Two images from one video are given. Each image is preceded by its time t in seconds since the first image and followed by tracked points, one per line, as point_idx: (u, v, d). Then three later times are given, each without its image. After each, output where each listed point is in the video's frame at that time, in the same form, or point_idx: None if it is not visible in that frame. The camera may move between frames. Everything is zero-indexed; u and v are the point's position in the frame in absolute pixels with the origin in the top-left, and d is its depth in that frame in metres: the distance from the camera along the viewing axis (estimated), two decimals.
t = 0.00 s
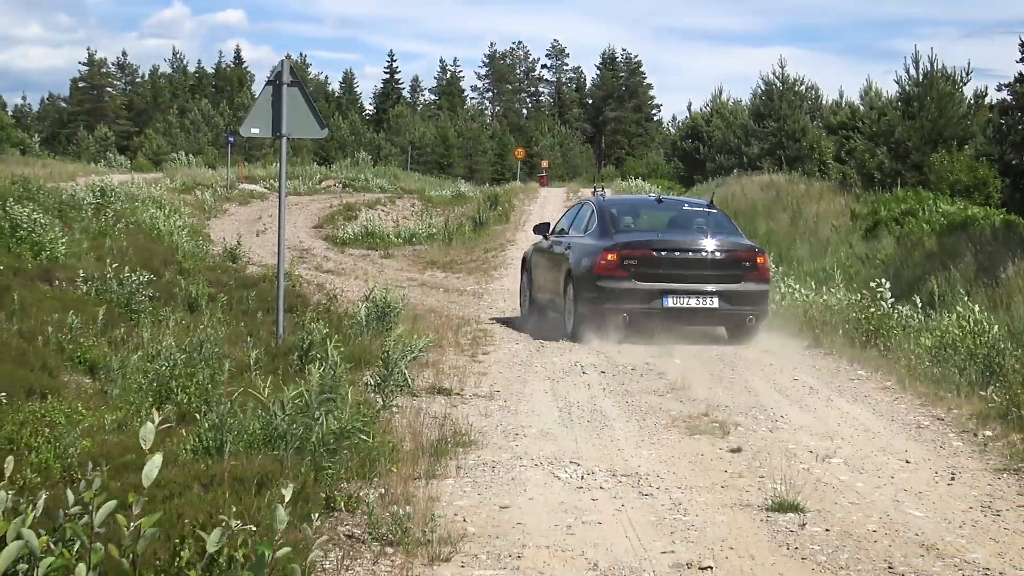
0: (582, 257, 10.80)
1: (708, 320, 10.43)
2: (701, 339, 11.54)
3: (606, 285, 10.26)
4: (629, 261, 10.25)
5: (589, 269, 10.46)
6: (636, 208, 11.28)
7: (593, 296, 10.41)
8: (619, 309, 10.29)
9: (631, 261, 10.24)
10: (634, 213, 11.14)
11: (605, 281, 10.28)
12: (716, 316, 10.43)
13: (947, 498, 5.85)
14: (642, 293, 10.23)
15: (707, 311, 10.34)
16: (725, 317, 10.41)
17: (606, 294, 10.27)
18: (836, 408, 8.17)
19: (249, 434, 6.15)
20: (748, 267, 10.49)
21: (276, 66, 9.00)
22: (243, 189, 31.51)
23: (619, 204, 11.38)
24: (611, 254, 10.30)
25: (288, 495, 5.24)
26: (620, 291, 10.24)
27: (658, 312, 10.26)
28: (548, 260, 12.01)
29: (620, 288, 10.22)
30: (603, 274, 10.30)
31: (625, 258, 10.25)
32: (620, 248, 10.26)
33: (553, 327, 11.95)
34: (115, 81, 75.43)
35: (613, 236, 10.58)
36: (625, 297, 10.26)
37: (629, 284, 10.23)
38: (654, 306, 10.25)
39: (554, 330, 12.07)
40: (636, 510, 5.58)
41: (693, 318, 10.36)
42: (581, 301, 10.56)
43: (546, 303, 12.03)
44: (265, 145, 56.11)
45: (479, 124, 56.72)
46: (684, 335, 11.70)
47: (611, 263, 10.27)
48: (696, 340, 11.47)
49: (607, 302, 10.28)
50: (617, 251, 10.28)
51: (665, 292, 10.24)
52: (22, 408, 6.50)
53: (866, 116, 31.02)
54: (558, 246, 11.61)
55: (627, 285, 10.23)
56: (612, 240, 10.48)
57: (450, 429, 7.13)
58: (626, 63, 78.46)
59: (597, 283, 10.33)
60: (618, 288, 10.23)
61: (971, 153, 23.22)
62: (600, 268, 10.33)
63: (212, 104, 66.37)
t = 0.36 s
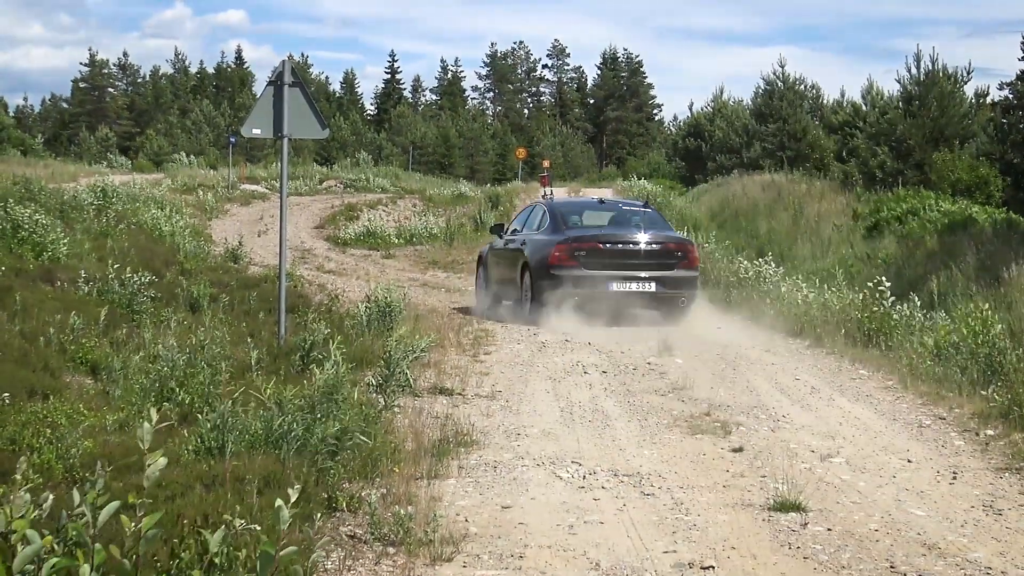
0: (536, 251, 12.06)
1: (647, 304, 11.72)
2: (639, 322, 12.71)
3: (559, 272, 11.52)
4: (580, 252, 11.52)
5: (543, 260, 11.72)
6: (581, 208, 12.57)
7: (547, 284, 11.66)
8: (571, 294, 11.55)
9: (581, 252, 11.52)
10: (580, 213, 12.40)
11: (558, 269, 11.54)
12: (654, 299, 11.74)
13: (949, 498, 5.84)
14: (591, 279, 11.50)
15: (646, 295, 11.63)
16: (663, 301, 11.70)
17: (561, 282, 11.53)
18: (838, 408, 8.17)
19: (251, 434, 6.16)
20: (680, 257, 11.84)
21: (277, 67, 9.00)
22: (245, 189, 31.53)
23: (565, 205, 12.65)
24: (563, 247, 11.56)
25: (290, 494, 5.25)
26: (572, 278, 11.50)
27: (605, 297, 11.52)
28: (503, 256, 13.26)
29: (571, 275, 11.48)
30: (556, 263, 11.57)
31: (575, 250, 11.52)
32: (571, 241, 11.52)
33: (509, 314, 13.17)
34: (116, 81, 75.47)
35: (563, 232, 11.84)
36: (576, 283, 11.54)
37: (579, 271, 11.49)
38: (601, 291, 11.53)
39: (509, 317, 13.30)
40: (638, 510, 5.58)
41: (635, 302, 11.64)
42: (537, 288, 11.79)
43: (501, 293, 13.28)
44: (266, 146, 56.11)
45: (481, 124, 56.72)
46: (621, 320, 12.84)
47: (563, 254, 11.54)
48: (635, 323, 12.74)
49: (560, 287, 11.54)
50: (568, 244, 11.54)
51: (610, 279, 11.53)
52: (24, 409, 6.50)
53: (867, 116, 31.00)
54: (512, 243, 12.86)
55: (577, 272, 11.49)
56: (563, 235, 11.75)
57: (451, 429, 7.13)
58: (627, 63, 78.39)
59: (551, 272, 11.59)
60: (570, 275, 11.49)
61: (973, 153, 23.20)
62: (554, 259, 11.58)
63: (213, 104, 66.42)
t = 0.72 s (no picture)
0: (490, 252, 14.01)
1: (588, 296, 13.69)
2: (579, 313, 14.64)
3: (513, 270, 13.45)
4: (529, 252, 13.49)
5: (497, 260, 13.64)
6: (526, 216, 14.63)
7: (501, 280, 13.58)
8: (522, 289, 13.47)
9: (530, 252, 13.50)
10: (525, 220, 14.48)
11: (511, 267, 13.47)
12: (593, 292, 13.70)
13: (950, 500, 5.84)
14: (539, 276, 13.45)
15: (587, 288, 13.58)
16: (600, 293, 13.66)
17: (513, 277, 13.44)
18: (838, 410, 8.16)
19: (252, 436, 6.15)
20: (612, 255, 13.89)
21: (278, 69, 9.00)
22: (245, 192, 31.52)
23: (512, 213, 14.70)
24: (515, 248, 13.53)
25: (290, 497, 5.25)
26: (523, 275, 13.44)
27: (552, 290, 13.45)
28: (458, 256, 15.12)
29: (523, 272, 13.42)
30: (509, 262, 13.51)
31: (524, 250, 13.48)
32: (522, 243, 13.51)
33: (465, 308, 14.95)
34: (116, 83, 75.51)
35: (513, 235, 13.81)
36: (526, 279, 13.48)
37: (529, 269, 13.45)
38: (547, 286, 13.49)
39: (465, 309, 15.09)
40: (638, 512, 5.58)
41: (577, 294, 13.59)
42: (493, 283, 13.67)
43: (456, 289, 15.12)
44: (267, 148, 56.11)
45: (481, 126, 56.72)
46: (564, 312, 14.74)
47: (514, 254, 13.49)
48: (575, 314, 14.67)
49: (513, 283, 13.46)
50: (519, 246, 13.49)
51: (554, 275, 13.48)
52: (25, 411, 6.51)
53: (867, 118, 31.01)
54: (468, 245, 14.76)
55: (527, 270, 13.45)
56: (514, 238, 13.71)
57: (452, 431, 7.13)
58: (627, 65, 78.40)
59: (505, 270, 13.52)
60: (521, 272, 13.43)
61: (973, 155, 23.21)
62: (506, 259, 13.53)
63: (214, 106, 66.42)
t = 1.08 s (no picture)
0: (434, 252, 15.44)
1: (523, 289, 15.18)
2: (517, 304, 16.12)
3: (456, 269, 14.86)
4: (470, 252, 14.95)
5: (442, 259, 15.05)
6: (465, 218, 16.05)
7: (446, 277, 15.03)
8: (465, 285, 14.93)
9: (471, 252, 14.94)
10: (465, 221, 15.89)
11: (456, 266, 14.88)
12: (526, 284, 15.22)
13: (951, 503, 5.84)
14: (480, 272, 14.90)
15: (522, 281, 15.06)
16: (533, 286, 15.17)
17: (457, 275, 14.87)
18: (839, 413, 8.16)
19: (253, 440, 6.15)
20: (543, 251, 15.41)
21: (279, 72, 9.00)
22: (245, 195, 31.55)
23: (453, 216, 16.09)
24: (458, 248, 14.96)
25: (290, 500, 5.25)
26: (466, 273, 14.85)
27: (492, 285, 14.91)
28: (405, 254, 16.45)
29: (465, 270, 14.85)
30: (453, 262, 14.94)
31: (466, 250, 14.94)
32: (463, 244, 14.89)
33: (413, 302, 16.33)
34: (117, 87, 75.57)
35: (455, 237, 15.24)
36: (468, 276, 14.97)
37: (470, 267, 14.88)
38: (486, 280, 14.93)
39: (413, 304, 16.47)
40: (639, 515, 5.57)
41: (513, 288, 15.11)
42: (439, 280, 15.08)
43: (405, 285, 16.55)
44: (267, 151, 56.15)
45: (481, 129, 56.74)
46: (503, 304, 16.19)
47: (457, 254, 14.92)
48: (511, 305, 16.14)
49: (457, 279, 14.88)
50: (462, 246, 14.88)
51: (493, 272, 14.96)
52: (25, 414, 6.51)
53: (868, 120, 31.02)
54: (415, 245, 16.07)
55: (469, 268, 14.90)
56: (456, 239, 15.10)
57: (453, 434, 7.14)
58: (627, 68, 78.43)
59: (450, 268, 14.93)
60: (464, 270, 14.85)
61: (973, 158, 23.23)
62: (450, 259, 14.95)
63: (214, 110, 66.46)
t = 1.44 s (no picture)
0: (384, 252, 16.55)
1: (463, 287, 16.31)
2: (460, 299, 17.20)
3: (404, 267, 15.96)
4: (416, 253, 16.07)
5: (389, 258, 16.16)
6: (414, 221, 17.17)
7: (394, 275, 16.17)
8: (410, 282, 16.03)
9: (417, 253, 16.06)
10: (414, 224, 17.01)
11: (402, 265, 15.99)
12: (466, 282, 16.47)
13: (952, 508, 5.84)
14: (424, 272, 16.02)
15: (462, 279, 16.21)
16: (473, 284, 16.30)
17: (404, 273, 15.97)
18: (840, 418, 8.16)
19: (254, 444, 6.15)
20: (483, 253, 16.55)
21: (280, 76, 9.02)
22: (246, 199, 31.58)
23: (403, 218, 17.20)
24: (404, 249, 16.08)
25: (291, 505, 5.25)
26: (412, 271, 15.97)
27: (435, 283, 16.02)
28: (359, 253, 17.56)
29: (410, 268, 15.96)
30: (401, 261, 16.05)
31: (412, 250, 16.05)
32: (410, 244, 16.01)
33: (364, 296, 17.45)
34: (118, 92, 75.67)
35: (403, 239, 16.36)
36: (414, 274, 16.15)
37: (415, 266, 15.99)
38: (430, 279, 16.07)
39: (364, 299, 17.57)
40: (640, 521, 5.56)
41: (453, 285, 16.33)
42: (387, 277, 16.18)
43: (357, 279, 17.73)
44: (268, 156, 56.21)
45: (482, 134, 56.80)
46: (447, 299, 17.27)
47: (404, 254, 16.03)
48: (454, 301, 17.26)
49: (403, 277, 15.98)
50: (408, 247, 16.00)
51: (436, 271, 16.07)
52: (26, 418, 6.51)
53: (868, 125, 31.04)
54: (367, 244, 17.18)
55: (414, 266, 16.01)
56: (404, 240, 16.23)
57: (454, 439, 7.14)
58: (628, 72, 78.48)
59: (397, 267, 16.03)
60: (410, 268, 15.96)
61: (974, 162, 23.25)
62: (398, 259, 16.07)
63: (215, 114, 66.52)
